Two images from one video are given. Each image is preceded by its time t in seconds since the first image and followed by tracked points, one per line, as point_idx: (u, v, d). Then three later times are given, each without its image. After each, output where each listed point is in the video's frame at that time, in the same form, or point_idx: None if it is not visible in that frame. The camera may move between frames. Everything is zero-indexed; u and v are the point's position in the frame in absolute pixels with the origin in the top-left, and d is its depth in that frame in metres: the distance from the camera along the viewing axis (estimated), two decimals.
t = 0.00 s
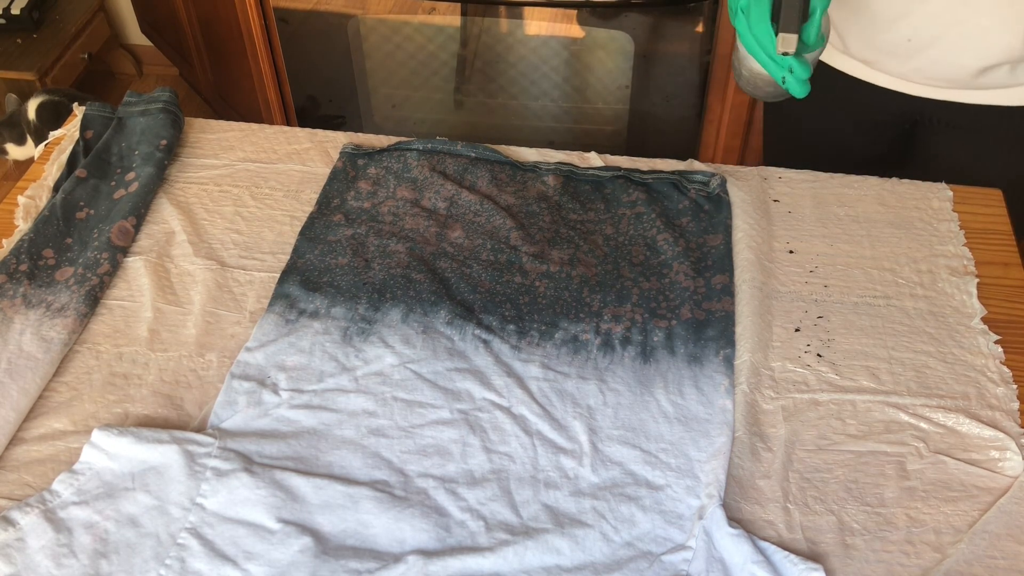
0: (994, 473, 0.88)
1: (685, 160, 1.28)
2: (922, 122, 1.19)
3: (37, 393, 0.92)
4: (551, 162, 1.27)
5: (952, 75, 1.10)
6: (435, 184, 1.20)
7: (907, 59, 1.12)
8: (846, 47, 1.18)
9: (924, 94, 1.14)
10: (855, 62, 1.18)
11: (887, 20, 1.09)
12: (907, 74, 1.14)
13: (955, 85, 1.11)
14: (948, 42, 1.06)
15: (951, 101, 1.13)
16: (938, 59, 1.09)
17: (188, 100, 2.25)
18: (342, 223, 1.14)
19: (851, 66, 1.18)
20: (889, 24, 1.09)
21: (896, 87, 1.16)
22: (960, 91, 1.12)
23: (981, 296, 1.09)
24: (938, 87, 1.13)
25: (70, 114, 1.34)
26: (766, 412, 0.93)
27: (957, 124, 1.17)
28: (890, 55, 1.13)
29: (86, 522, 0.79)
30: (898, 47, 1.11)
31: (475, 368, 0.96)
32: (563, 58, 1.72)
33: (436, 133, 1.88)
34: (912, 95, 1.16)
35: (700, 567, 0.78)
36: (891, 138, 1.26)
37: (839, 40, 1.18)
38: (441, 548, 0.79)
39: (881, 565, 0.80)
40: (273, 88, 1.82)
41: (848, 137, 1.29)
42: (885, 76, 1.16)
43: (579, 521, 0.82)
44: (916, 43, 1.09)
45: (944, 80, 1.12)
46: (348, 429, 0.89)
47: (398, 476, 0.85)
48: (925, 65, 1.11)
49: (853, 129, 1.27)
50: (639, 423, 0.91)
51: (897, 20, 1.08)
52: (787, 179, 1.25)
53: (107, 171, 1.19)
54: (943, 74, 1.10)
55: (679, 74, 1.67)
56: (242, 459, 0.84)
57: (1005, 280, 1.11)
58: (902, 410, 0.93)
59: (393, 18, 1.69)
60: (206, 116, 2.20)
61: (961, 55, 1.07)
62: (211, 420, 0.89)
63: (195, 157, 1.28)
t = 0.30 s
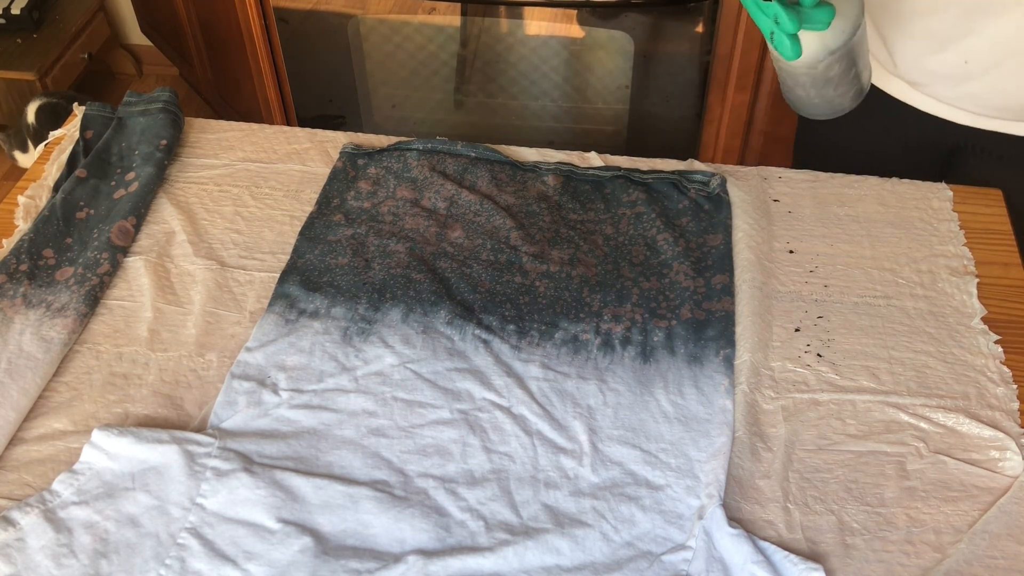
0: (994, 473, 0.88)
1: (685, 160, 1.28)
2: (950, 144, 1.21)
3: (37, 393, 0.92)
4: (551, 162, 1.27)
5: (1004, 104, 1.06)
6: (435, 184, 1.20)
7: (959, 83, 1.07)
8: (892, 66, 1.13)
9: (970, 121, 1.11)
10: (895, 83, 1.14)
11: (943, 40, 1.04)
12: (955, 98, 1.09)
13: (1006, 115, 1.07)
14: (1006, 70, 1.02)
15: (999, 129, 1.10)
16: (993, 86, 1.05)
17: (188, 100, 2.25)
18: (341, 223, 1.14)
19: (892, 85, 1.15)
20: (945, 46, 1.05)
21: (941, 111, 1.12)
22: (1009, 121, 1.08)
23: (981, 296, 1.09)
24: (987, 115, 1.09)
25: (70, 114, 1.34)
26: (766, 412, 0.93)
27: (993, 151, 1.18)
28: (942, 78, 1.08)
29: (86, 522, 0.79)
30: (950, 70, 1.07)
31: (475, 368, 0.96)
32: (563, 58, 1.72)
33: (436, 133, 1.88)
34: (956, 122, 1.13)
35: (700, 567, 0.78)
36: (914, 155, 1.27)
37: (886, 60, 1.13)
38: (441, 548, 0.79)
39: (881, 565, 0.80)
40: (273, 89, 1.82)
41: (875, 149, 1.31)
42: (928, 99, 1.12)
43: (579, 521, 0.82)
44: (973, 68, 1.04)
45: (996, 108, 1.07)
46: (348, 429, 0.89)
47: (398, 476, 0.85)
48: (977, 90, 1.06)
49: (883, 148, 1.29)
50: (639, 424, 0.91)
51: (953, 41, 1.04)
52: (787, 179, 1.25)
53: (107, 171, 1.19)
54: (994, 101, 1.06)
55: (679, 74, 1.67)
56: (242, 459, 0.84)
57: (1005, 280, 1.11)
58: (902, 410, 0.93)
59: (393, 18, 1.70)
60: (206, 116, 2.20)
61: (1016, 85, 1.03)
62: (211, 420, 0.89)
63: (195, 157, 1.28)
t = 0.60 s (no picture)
0: (994, 473, 0.88)
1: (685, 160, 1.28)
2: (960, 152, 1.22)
3: (37, 393, 0.92)
4: (551, 162, 1.27)
5: None
6: (435, 184, 1.20)
7: (989, 93, 1.09)
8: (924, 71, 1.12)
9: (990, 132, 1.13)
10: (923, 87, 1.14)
11: (981, 48, 1.05)
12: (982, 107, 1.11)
13: None
14: None
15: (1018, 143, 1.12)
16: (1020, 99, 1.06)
17: (188, 100, 2.25)
18: (341, 223, 1.14)
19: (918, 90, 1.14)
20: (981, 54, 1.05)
21: (962, 118, 1.14)
22: None
23: (981, 296, 1.09)
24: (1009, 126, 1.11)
25: (71, 114, 1.34)
26: (766, 412, 0.93)
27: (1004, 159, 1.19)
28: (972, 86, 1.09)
29: (86, 522, 0.79)
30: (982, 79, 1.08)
31: (475, 368, 0.96)
32: (563, 58, 1.72)
33: (436, 134, 1.88)
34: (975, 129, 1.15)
35: (700, 566, 0.78)
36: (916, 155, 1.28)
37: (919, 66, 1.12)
38: (442, 548, 0.79)
39: (881, 565, 0.80)
40: (273, 89, 1.82)
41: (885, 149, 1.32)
42: (955, 107, 1.13)
43: (579, 521, 0.82)
44: (1003, 78, 1.06)
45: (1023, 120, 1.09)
46: (348, 429, 0.89)
47: (398, 476, 0.85)
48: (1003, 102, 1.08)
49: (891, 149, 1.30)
50: (639, 424, 0.91)
51: (990, 51, 1.04)
52: (787, 179, 1.25)
53: (107, 171, 1.19)
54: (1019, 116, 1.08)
55: (679, 74, 1.67)
56: (242, 459, 0.84)
57: (1005, 280, 1.11)
58: (902, 410, 0.93)
59: (393, 18, 1.70)
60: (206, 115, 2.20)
61: None
62: (211, 420, 0.89)
63: (195, 157, 1.28)
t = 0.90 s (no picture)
0: (994, 473, 0.88)
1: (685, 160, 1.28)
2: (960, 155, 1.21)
3: (37, 393, 0.92)
4: (551, 162, 1.27)
5: None
6: (435, 184, 1.20)
7: (1005, 96, 1.07)
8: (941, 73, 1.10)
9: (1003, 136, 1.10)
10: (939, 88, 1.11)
11: (998, 49, 1.04)
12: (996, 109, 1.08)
13: None
14: None
15: None
16: None
17: (188, 100, 2.25)
18: (341, 223, 1.14)
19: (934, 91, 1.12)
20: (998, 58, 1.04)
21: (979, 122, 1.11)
22: None
23: (981, 296, 1.09)
24: None
25: (70, 114, 1.34)
26: (766, 412, 0.93)
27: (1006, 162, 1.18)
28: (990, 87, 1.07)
29: (86, 522, 0.79)
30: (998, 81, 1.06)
31: (475, 368, 0.96)
32: (563, 58, 1.72)
33: (436, 134, 1.89)
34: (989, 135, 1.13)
35: (700, 566, 0.78)
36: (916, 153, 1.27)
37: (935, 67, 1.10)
38: (442, 548, 0.79)
39: (881, 565, 0.80)
40: (273, 90, 1.82)
41: (890, 146, 1.32)
42: (969, 108, 1.10)
43: (579, 521, 0.82)
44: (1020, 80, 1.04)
45: None
46: (348, 429, 0.89)
47: (398, 476, 0.85)
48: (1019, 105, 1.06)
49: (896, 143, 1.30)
50: (639, 424, 0.91)
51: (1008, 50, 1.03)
52: (787, 179, 1.25)
53: (107, 171, 1.19)
54: None
55: (679, 74, 1.67)
56: (241, 459, 0.84)
57: (1005, 280, 1.11)
58: (902, 410, 0.93)
59: (393, 18, 1.70)
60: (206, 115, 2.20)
61: None
62: (211, 420, 0.89)
63: (195, 157, 1.28)
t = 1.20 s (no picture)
0: (994, 473, 0.88)
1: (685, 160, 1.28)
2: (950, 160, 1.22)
3: (37, 393, 0.92)
4: (551, 162, 1.27)
5: None
6: (435, 184, 1.20)
7: (1001, 92, 1.03)
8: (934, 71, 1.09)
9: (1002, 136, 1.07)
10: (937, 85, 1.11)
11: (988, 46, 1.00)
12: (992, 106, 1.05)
13: None
14: None
15: None
16: None
17: (188, 100, 2.25)
18: (341, 223, 1.14)
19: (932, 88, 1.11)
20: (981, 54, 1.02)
21: (976, 121, 1.08)
22: None
23: (981, 296, 1.09)
24: None
25: (70, 114, 1.34)
26: (766, 412, 0.93)
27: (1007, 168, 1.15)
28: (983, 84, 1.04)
29: (86, 522, 0.79)
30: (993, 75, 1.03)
31: (475, 368, 0.96)
32: (563, 58, 1.72)
33: (436, 134, 1.89)
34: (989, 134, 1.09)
35: (700, 566, 0.78)
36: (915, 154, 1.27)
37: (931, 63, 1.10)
38: (442, 548, 0.79)
39: (881, 565, 0.80)
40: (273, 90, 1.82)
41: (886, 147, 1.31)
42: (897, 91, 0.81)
43: (579, 521, 0.82)
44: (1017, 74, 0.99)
45: None
46: (348, 429, 0.89)
47: (398, 476, 0.85)
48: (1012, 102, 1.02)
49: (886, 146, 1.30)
50: (639, 424, 0.91)
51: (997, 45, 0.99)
52: (787, 179, 1.25)
53: (107, 171, 1.19)
54: None
55: (679, 74, 1.67)
56: (241, 459, 0.84)
57: (1005, 280, 1.11)
58: (902, 410, 0.93)
59: (393, 18, 1.70)
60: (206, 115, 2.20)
61: None
62: (211, 420, 0.89)
63: (195, 157, 1.28)
